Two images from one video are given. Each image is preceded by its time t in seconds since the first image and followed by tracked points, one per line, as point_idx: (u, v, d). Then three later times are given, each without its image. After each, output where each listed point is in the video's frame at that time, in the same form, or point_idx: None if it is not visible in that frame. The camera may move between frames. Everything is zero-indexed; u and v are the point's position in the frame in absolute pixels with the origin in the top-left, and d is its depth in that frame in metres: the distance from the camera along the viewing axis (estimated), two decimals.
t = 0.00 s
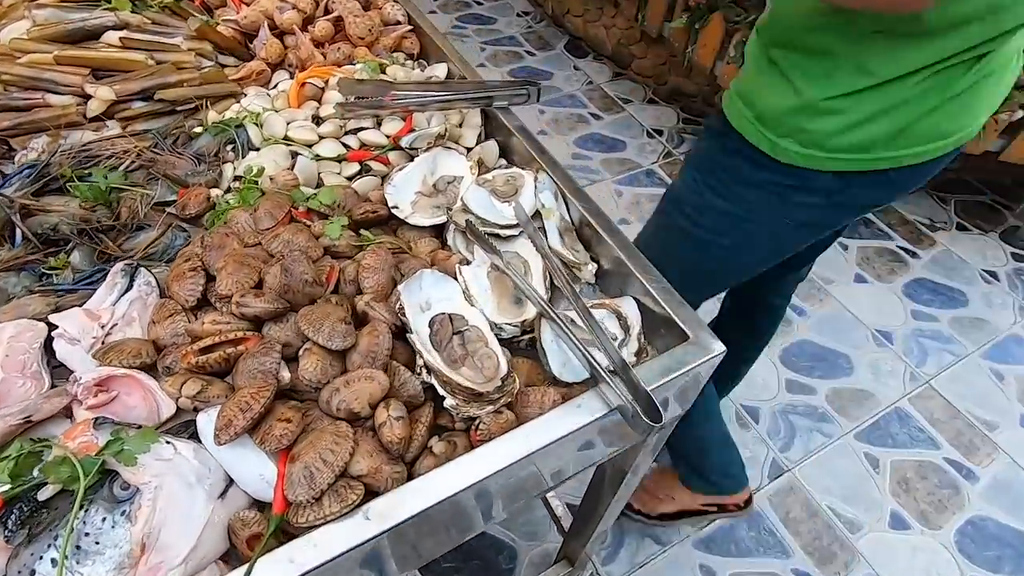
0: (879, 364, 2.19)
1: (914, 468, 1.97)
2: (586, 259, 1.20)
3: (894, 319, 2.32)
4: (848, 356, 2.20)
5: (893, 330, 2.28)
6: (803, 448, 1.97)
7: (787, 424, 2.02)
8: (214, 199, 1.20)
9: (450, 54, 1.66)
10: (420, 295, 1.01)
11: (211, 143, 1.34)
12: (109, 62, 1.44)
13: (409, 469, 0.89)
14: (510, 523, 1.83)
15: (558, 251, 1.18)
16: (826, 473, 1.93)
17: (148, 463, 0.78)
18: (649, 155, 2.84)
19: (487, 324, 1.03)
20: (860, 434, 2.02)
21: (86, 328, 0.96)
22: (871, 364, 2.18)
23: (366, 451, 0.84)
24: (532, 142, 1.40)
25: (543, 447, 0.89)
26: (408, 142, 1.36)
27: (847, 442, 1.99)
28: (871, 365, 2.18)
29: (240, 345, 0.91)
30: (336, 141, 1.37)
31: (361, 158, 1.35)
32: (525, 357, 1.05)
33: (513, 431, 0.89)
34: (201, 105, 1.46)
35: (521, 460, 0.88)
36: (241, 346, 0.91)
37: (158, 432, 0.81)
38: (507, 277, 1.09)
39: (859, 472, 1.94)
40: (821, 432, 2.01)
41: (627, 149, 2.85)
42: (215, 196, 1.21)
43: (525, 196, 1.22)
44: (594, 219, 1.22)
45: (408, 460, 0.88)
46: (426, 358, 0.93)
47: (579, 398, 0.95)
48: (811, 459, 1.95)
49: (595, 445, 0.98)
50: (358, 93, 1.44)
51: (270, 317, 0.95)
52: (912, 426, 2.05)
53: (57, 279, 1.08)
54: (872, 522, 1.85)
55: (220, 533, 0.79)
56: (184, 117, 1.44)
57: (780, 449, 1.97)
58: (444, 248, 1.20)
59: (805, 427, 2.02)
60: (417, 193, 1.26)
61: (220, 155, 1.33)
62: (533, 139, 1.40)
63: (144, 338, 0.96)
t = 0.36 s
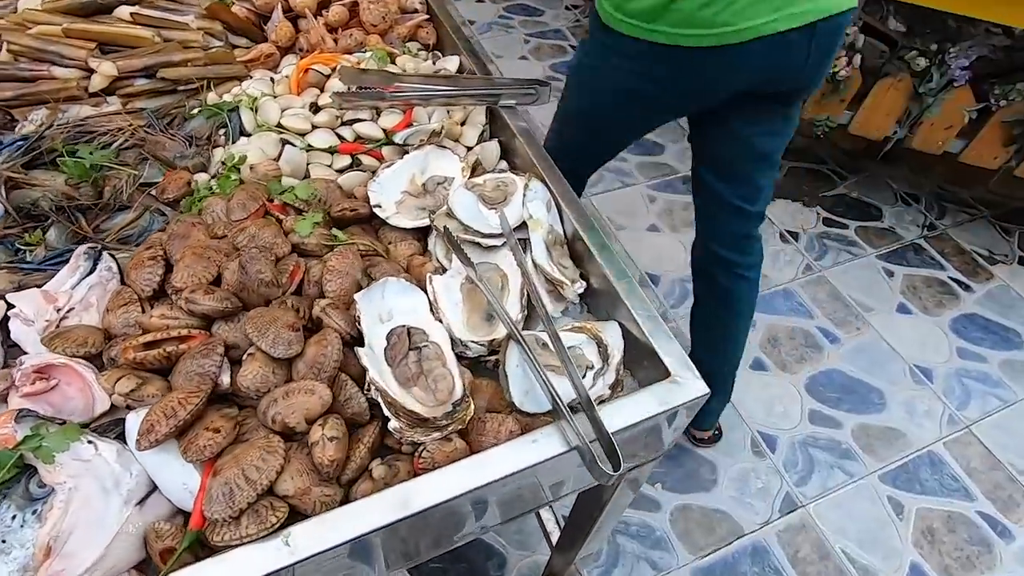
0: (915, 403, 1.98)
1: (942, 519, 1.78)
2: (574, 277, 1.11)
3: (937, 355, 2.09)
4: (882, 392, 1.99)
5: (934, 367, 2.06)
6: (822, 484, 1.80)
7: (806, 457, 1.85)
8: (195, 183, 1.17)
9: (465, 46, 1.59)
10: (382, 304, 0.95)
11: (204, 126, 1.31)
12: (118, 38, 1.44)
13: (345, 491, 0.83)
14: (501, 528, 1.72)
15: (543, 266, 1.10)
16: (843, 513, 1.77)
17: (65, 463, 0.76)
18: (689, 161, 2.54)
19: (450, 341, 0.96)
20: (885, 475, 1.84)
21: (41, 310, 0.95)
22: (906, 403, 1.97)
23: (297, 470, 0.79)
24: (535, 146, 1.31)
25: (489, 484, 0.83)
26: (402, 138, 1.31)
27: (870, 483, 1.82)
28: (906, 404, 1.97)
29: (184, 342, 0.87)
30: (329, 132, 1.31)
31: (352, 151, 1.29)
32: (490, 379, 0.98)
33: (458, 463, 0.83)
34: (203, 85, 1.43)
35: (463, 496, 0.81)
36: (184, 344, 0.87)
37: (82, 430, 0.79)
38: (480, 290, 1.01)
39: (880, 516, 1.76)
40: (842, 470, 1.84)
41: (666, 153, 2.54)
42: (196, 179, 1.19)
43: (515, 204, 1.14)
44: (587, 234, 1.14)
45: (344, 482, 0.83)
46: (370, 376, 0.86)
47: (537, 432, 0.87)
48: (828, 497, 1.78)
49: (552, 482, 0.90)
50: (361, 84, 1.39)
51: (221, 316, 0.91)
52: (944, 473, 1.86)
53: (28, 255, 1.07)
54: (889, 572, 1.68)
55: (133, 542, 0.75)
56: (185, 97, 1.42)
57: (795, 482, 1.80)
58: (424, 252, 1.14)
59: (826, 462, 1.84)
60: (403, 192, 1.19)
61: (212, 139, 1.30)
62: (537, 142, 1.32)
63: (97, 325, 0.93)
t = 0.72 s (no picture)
0: (955, 450, 1.82)
1: None
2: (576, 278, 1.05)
3: (987, 402, 1.92)
4: (920, 433, 1.84)
5: (981, 415, 1.89)
6: (842, 523, 1.67)
7: (828, 492, 1.71)
8: (207, 146, 1.18)
9: (500, 29, 1.53)
10: (368, 285, 0.92)
11: (226, 91, 1.31)
12: None
13: (304, 474, 0.80)
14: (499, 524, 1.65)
15: (545, 263, 1.04)
16: (861, 556, 1.63)
17: (29, 411, 0.78)
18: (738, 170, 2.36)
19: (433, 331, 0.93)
20: (913, 522, 1.69)
21: (37, 256, 0.96)
22: (945, 449, 1.82)
23: (253, 447, 0.76)
24: (556, 139, 1.25)
25: (451, 485, 0.78)
26: (418, 118, 1.27)
27: (895, 529, 1.67)
28: (945, 450, 1.82)
29: (163, 303, 0.86)
30: (348, 106, 1.29)
31: (368, 127, 1.27)
32: (472, 375, 0.93)
33: (421, 460, 0.79)
34: (233, 50, 1.44)
35: (422, 494, 0.77)
36: (163, 305, 0.86)
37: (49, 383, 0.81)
38: (472, 282, 0.97)
39: (903, 566, 1.62)
40: (866, 511, 1.70)
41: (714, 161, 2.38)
42: (208, 142, 1.19)
43: (523, 196, 1.09)
44: (596, 235, 1.08)
45: (303, 465, 0.80)
46: (341, 358, 0.83)
47: (510, 437, 0.83)
48: (848, 538, 1.65)
49: (521, 489, 0.86)
50: (387, 61, 1.37)
51: (204, 281, 0.89)
52: (980, 528, 1.70)
53: (39, 202, 1.09)
54: None
55: (81, 499, 0.74)
56: (215, 61, 1.42)
57: (812, 518, 1.67)
58: (425, 237, 1.10)
59: (848, 501, 1.70)
60: (412, 173, 1.16)
61: (233, 104, 1.29)
62: (558, 134, 1.26)
63: (90, 279, 0.93)
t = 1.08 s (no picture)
0: (999, 526, 1.42)
1: None
2: (581, 320, 0.96)
3: None
4: (962, 502, 1.45)
5: None
6: None
7: (848, 553, 1.36)
8: (217, 140, 1.13)
9: (536, 40, 1.46)
10: (350, 312, 0.85)
11: (244, 86, 1.26)
12: None
13: (255, 514, 0.74)
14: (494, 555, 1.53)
15: (549, 302, 0.95)
16: None
17: None
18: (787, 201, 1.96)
19: (414, 367, 0.85)
20: None
21: (22, 246, 0.92)
22: (988, 524, 1.42)
23: (200, 482, 0.70)
24: (579, 162, 1.16)
25: (408, 548, 0.70)
26: (434, 130, 1.19)
27: None
28: (988, 526, 1.42)
29: (132, 312, 0.81)
30: (365, 110, 1.23)
31: (383, 134, 1.20)
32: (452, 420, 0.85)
33: (377, 516, 0.71)
34: (259, 43, 1.40)
35: (374, 556, 0.69)
36: (132, 314, 0.81)
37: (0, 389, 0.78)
38: (465, 317, 0.89)
39: None
40: None
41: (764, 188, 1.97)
42: (218, 136, 1.15)
43: (534, 225, 1.01)
44: (610, 274, 0.98)
45: (254, 506, 0.73)
46: (306, 393, 0.76)
47: (481, 499, 0.74)
48: None
49: (491, 555, 0.77)
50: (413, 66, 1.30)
51: (180, 292, 0.84)
52: None
53: (42, 187, 1.06)
54: None
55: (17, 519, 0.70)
56: (240, 53, 1.38)
57: None
58: (425, 258, 1.03)
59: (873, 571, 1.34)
60: (420, 189, 1.09)
61: (250, 100, 1.25)
62: (582, 157, 1.17)
63: (70, 275, 0.89)
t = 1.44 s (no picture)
0: None
1: None
2: (586, 358, 0.86)
3: None
4: None
5: None
6: None
7: None
8: (224, 121, 1.06)
9: (578, 43, 1.36)
10: (328, 326, 0.77)
11: (262, 66, 1.20)
12: None
13: (195, 543, 0.67)
14: None
15: (552, 337, 0.84)
16: None
17: None
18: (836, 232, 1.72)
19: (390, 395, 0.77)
20: None
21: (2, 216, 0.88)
22: None
23: (133, 505, 0.63)
24: (606, 181, 1.07)
25: None
26: (452, 131, 1.10)
27: None
28: None
29: (96, 303, 0.74)
30: (384, 102, 1.15)
31: (399, 130, 1.12)
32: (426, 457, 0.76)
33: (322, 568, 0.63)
34: (287, 22, 1.33)
35: None
36: (95, 305, 0.74)
37: None
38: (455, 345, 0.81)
39: None
40: None
41: (813, 217, 1.75)
42: (227, 116, 1.08)
43: (545, 247, 0.92)
44: (624, 311, 0.89)
45: (193, 534, 0.66)
46: (260, 418, 0.67)
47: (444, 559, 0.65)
48: None
49: None
50: (441, 60, 1.22)
51: (149, 285, 0.77)
52: None
53: (40, 155, 1.02)
54: None
55: None
56: (266, 31, 1.32)
57: None
58: (425, 270, 0.94)
59: None
60: (429, 195, 1.01)
61: (266, 81, 1.19)
62: (609, 176, 1.08)
63: (45, 253, 0.84)
